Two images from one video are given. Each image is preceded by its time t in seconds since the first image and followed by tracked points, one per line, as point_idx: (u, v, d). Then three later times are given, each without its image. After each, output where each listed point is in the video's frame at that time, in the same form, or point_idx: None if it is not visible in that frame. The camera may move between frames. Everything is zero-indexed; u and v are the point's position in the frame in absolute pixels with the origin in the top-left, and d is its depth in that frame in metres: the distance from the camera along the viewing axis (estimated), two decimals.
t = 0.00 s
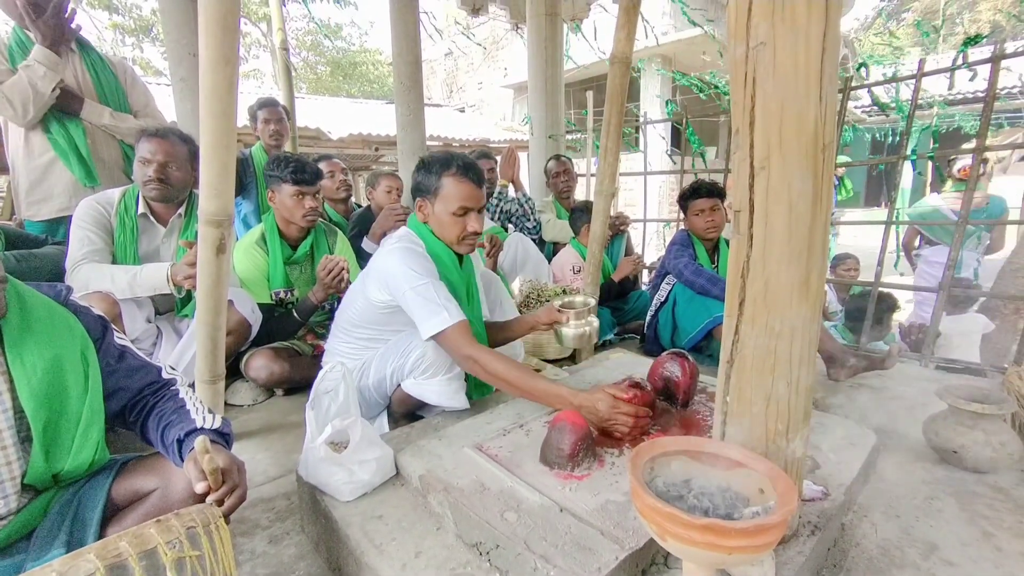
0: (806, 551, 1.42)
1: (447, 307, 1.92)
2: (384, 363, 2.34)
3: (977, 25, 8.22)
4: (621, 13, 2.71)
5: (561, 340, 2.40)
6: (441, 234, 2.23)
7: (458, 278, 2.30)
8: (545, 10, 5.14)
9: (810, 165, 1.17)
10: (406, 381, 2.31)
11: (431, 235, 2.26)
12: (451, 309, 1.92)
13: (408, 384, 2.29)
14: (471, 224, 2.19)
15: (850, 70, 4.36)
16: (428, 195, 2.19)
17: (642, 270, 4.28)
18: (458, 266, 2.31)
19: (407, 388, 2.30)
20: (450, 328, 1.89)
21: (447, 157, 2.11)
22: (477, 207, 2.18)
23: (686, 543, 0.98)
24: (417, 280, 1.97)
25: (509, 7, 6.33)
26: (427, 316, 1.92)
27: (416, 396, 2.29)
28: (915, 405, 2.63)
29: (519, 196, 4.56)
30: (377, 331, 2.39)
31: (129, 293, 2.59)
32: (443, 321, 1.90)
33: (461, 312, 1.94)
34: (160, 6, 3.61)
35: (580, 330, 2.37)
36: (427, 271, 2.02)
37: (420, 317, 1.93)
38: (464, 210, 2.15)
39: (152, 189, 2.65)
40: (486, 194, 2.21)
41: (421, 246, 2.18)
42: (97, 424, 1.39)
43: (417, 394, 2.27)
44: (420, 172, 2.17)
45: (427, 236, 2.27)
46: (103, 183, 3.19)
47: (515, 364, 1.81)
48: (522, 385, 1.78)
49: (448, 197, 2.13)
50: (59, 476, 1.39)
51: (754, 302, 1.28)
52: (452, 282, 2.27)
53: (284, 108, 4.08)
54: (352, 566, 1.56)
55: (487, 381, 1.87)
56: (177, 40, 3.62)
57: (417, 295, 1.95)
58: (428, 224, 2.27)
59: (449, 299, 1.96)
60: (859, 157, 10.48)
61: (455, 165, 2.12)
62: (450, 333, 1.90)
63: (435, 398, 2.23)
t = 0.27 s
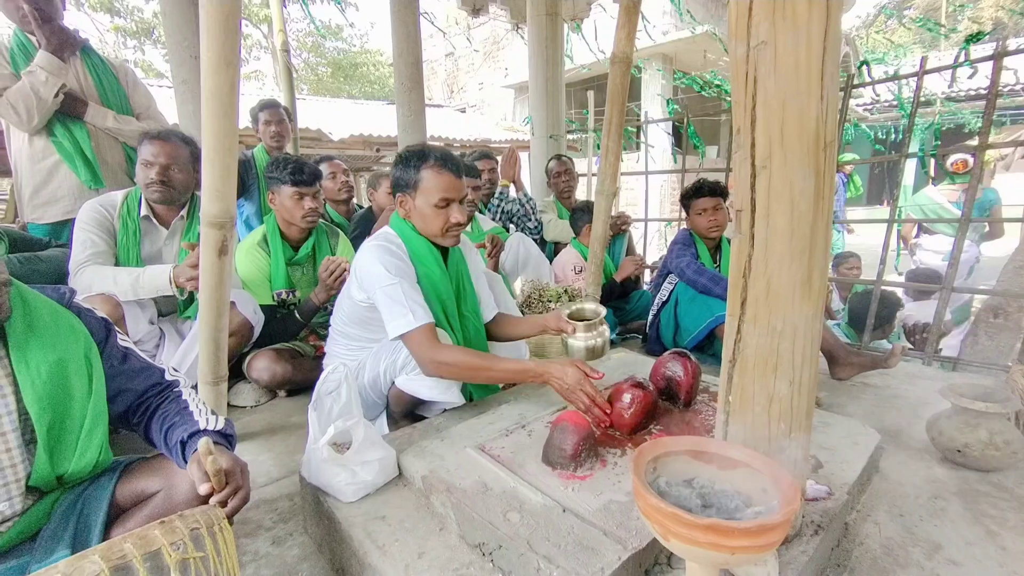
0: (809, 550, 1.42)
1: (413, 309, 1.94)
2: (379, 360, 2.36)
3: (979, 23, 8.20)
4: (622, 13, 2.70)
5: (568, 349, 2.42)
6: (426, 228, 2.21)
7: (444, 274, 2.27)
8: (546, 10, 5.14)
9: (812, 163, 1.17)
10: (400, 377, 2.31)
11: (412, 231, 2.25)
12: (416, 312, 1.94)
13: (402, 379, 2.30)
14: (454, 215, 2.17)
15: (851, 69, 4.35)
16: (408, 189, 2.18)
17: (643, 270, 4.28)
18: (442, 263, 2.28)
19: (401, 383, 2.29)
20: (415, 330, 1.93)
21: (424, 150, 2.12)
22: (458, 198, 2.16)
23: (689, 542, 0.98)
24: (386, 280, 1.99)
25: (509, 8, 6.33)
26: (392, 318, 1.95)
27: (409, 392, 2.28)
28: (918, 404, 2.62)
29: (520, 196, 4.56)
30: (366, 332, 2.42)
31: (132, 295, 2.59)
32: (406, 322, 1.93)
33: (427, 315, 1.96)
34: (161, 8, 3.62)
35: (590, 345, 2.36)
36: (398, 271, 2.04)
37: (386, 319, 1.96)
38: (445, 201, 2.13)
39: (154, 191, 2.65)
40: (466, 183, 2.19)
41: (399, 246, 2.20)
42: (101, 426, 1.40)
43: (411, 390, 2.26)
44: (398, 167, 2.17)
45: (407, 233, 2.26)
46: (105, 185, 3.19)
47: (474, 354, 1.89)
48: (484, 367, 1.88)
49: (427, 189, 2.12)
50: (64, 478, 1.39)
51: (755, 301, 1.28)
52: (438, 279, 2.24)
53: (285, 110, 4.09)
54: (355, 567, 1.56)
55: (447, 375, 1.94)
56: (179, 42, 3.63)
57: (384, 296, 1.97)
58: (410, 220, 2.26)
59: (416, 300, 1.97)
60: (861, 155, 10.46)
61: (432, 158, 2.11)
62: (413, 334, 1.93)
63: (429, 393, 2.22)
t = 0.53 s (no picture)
0: (810, 550, 1.42)
1: (420, 306, 1.93)
2: (381, 362, 2.35)
3: (979, 22, 8.18)
4: (621, 12, 2.70)
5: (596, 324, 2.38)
6: (419, 223, 2.22)
7: (439, 270, 2.27)
8: (545, 9, 5.14)
9: (812, 162, 1.17)
10: (404, 378, 2.30)
11: (403, 227, 2.26)
12: (424, 310, 1.93)
13: (406, 380, 2.29)
14: (445, 207, 2.20)
15: (851, 68, 4.35)
16: (399, 185, 2.19)
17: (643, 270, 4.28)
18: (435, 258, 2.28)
19: (407, 384, 2.29)
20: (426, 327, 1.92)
21: (413, 145, 2.16)
22: (449, 190, 2.20)
23: (690, 542, 0.98)
24: (389, 281, 1.98)
25: (509, 8, 6.32)
26: (401, 318, 1.94)
27: (415, 392, 2.28)
28: (919, 403, 2.62)
29: (520, 196, 4.56)
30: (368, 334, 2.41)
31: (132, 296, 2.59)
32: (416, 320, 1.92)
33: (435, 310, 1.95)
34: (161, 9, 3.62)
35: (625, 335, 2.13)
36: (397, 271, 2.03)
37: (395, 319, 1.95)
38: (436, 192, 2.16)
39: (154, 192, 2.65)
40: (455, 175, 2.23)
41: (393, 245, 2.19)
42: (101, 427, 1.40)
43: (416, 391, 2.26)
44: (386, 164, 2.18)
45: (399, 229, 2.26)
46: (105, 186, 3.19)
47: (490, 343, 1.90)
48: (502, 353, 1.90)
49: (418, 182, 2.13)
50: (64, 478, 1.39)
51: (755, 300, 1.28)
52: (435, 275, 2.24)
53: (285, 110, 4.09)
54: (356, 567, 1.56)
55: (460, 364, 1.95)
56: (179, 43, 3.63)
57: (390, 296, 1.96)
58: (400, 216, 2.26)
59: (422, 297, 1.97)
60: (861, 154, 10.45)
61: (421, 152, 2.15)
62: (426, 330, 1.92)
63: (436, 392, 2.23)
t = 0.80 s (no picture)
0: (808, 551, 1.42)
1: (431, 306, 1.93)
2: (382, 365, 2.34)
3: (978, 24, 8.20)
4: (621, 14, 2.70)
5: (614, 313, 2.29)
6: (420, 221, 2.21)
7: (439, 269, 2.27)
8: (545, 10, 5.15)
9: (811, 164, 1.17)
10: (404, 383, 2.30)
11: (403, 228, 2.26)
12: (434, 308, 1.93)
13: (406, 385, 2.28)
14: (447, 205, 2.20)
15: (851, 70, 4.35)
16: (399, 184, 2.19)
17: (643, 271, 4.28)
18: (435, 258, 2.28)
19: (407, 388, 2.28)
20: (440, 324, 1.91)
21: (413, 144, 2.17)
22: (451, 187, 2.19)
23: (688, 543, 0.98)
24: (395, 283, 1.97)
25: (509, 8, 6.33)
26: (411, 318, 1.93)
27: (415, 396, 2.28)
28: (917, 405, 2.62)
29: (520, 197, 4.56)
30: (369, 336, 2.40)
31: (131, 296, 2.59)
32: (428, 320, 1.91)
33: (445, 308, 1.95)
34: (161, 9, 3.62)
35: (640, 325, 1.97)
36: (401, 272, 2.01)
37: (405, 320, 1.95)
38: (438, 189, 2.16)
39: (154, 192, 2.65)
40: (454, 173, 2.23)
41: (395, 246, 2.18)
42: (99, 428, 1.39)
43: (417, 395, 2.26)
44: (386, 163, 2.19)
45: (400, 229, 2.26)
46: (104, 185, 3.19)
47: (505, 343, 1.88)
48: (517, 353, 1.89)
49: (419, 180, 2.14)
50: (62, 479, 1.39)
51: (755, 301, 1.28)
52: (435, 273, 2.24)
53: (284, 110, 4.09)
54: (354, 568, 1.56)
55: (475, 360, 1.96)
56: (179, 43, 3.63)
57: (398, 298, 1.96)
58: (401, 216, 2.26)
59: (430, 296, 1.96)
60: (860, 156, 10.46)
61: (420, 151, 2.17)
62: (441, 327, 1.92)
63: (436, 396, 2.22)
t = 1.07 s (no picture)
0: (809, 552, 1.42)
1: (437, 309, 1.93)
2: (383, 370, 2.34)
3: (978, 23, 8.19)
4: (621, 14, 2.70)
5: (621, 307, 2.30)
6: (426, 223, 2.21)
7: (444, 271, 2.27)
8: (545, 11, 5.15)
9: (811, 164, 1.17)
10: (406, 389, 2.31)
11: (409, 231, 2.26)
12: (441, 311, 1.93)
13: (409, 391, 2.30)
14: (453, 206, 2.20)
15: (851, 69, 4.35)
16: (405, 185, 2.20)
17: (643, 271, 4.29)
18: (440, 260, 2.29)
19: (410, 395, 2.30)
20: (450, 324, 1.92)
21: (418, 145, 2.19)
22: (456, 189, 2.20)
23: (690, 544, 0.98)
24: (400, 287, 1.98)
25: (509, 10, 6.34)
26: (419, 321, 1.94)
27: (417, 403, 2.30)
28: (919, 405, 2.62)
29: (520, 198, 4.57)
30: (372, 339, 2.40)
31: (132, 298, 2.59)
32: (435, 323, 1.92)
33: (451, 310, 1.95)
34: (161, 12, 3.63)
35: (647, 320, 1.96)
36: (406, 276, 2.01)
37: (413, 323, 1.95)
38: (443, 191, 2.16)
39: (155, 194, 2.66)
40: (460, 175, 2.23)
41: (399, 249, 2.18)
42: (101, 430, 1.40)
43: (418, 401, 2.28)
44: (391, 165, 2.20)
45: (405, 231, 2.27)
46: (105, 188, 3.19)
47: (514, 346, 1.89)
48: (526, 357, 1.88)
49: (425, 181, 2.14)
50: (64, 480, 1.40)
51: (755, 302, 1.28)
52: (439, 275, 2.25)
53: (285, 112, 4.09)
54: (356, 569, 1.56)
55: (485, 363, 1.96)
56: (180, 45, 3.64)
57: (404, 302, 1.96)
58: (406, 217, 2.26)
59: (436, 299, 1.96)
60: (860, 156, 10.46)
61: (426, 153, 2.18)
62: (449, 329, 1.93)
63: (437, 404, 2.23)
